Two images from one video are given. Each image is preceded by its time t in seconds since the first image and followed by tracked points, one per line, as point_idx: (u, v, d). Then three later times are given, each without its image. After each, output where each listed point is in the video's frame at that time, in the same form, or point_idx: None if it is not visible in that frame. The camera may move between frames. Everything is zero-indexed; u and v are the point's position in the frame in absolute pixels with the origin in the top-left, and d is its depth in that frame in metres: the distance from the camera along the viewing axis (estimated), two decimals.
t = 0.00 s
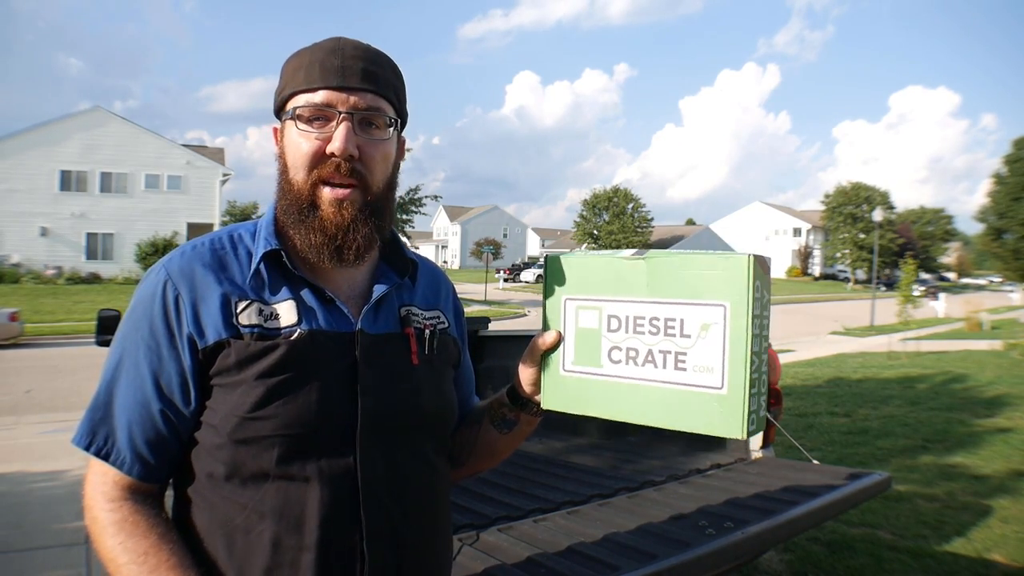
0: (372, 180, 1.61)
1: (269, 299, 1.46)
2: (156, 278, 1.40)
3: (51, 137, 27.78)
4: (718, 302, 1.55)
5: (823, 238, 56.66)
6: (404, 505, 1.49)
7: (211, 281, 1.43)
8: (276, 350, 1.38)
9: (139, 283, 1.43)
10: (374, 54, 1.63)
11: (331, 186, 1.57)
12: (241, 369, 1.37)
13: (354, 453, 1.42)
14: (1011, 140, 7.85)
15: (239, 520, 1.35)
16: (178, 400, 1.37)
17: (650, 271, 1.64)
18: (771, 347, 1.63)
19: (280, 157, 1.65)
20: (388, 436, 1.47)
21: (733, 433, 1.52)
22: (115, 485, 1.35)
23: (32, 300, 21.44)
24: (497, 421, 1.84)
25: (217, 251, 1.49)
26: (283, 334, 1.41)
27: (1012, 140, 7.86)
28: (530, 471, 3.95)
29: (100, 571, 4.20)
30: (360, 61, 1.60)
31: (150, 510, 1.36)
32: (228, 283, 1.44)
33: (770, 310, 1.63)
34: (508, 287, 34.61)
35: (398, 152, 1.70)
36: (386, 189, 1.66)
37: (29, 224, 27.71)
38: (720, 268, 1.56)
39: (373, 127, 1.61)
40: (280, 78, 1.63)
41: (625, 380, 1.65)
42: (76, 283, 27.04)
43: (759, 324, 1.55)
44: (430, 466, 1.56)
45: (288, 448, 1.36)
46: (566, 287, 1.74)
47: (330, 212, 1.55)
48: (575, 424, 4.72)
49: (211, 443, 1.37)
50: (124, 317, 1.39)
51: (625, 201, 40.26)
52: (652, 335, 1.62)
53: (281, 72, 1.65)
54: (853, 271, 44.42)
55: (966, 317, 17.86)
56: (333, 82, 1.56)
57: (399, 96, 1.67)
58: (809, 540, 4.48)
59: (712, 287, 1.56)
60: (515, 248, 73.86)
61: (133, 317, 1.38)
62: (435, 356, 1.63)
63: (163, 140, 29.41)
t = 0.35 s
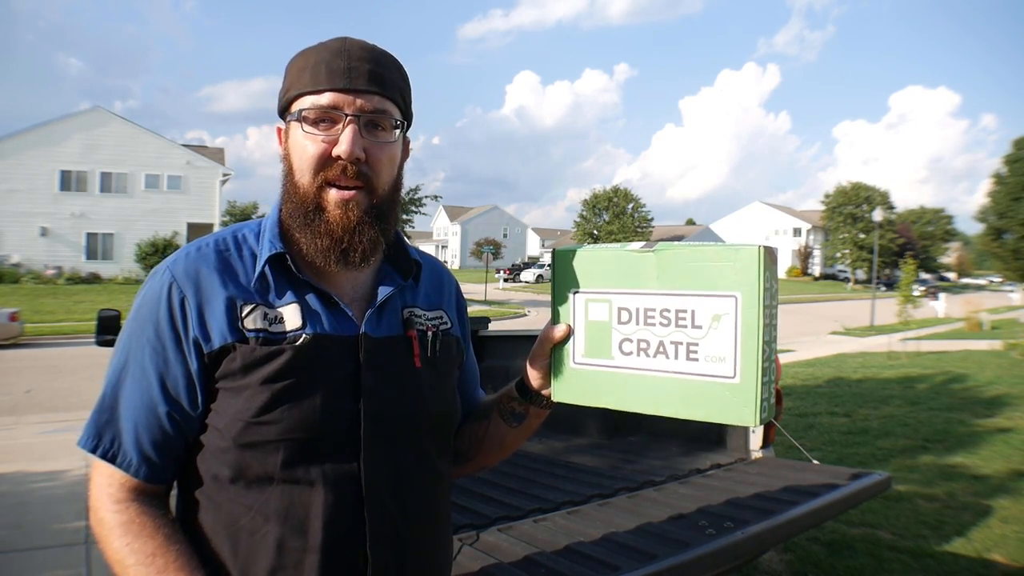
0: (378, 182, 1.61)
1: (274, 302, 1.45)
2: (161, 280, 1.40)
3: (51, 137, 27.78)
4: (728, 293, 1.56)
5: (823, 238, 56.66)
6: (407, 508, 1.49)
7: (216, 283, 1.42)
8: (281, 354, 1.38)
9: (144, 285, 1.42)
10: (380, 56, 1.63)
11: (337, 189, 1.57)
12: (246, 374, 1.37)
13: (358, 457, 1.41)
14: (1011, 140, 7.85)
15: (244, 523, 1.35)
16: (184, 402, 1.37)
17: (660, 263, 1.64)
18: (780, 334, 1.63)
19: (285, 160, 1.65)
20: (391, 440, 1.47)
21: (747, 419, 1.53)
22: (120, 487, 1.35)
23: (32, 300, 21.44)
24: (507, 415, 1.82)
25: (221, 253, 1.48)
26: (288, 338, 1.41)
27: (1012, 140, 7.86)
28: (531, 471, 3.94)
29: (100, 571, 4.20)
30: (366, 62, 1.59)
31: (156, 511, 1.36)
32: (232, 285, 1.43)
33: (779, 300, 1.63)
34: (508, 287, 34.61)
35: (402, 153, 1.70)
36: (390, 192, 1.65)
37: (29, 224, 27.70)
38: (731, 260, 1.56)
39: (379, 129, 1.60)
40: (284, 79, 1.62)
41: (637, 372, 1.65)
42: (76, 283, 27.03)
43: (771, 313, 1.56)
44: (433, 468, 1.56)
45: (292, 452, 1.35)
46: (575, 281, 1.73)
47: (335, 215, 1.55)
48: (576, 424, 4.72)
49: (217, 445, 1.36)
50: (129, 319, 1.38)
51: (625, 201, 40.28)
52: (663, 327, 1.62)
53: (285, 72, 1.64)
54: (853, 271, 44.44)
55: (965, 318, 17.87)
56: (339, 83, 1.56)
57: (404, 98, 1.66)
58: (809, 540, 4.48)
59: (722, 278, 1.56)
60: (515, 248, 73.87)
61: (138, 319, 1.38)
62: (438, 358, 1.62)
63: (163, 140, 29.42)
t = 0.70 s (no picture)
0: (375, 182, 1.61)
1: (277, 301, 1.45)
2: (165, 281, 1.40)
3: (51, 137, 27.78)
4: (719, 259, 1.58)
5: (823, 238, 56.66)
6: (412, 505, 1.49)
7: (219, 283, 1.43)
8: (285, 353, 1.38)
9: (147, 286, 1.42)
10: (375, 57, 1.63)
11: (337, 189, 1.57)
12: (251, 372, 1.37)
13: (362, 453, 1.42)
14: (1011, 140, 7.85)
15: (251, 520, 1.35)
16: (189, 401, 1.37)
17: (649, 239, 1.68)
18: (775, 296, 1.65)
19: (284, 163, 1.65)
20: (395, 436, 1.47)
21: (750, 379, 1.56)
22: (128, 486, 1.35)
23: (32, 300, 21.44)
24: (517, 403, 1.83)
25: (224, 254, 1.49)
26: (291, 337, 1.41)
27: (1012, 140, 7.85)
28: (531, 471, 3.94)
29: (100, 571, 4.20)
30: (361, 63, 1.60)
31: (163, 509, 1.36)
32: (235, 285, 1.44)
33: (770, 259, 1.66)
34: (508, 287, 34.61)
35: (399, 153, 1.70)
36: (388, 190, 1.66)
37: (29, 224, 27.70)
38: (718, 226, 1.59)
39: (375, 128, 1.60)
40: (280, 83, 1.62)
41: (639, 346, 1.69)
42: (76, 283, 27.03)
43: (763, 273, 1.58)
44: (436, 465, 1.56)
45: (297, 449, 1.35)
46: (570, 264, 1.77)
47: (336, 214, 1.55)
48: (576, 424, 4.72)
49: (222, 444, 1.36)
50: (133, 320, 1.38)
51: (625, 201, 40.28)
52: (660, 299, 1.67)
53: (281, 76, 1.64)
54: (853, 270, 44.45)
55: (966, 318, 17.87)
56: (335, 83, 1.56)
57: (400, 98, 1.66)
58: (810, 541, 4.48)
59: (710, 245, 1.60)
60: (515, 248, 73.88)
61: (142, 320, 1.38)
62: (439, 356, 1.63)
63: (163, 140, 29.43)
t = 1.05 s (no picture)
0: (381, 181, 1.61)
1: (283, 297, 1.45)
2: (174, 278, 1.40)
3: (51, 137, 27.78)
4: (678, 212, 1.63)
5: (823, 238, 56.66)
6: (417, 497, 1.49)
7: (227, 280, 1.43)
8: (292, 346, 1.38)
9: (157, 284, 1.42)
10: (379, 62, 1.63)
11: (343, 188, 1.56)
12: (258, 365, 1.37)
13: (367, 445, 1.42)
14: (1011, 140, 7.85)
15: (257, 512, 1.35)
16: (197, 396, 1.37)
17: (604, 214, 1.67)
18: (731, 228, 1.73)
19: (291, 164, 1.65)
20: (400, 428, 1.47)
21: (744, 309, 1.61)
22: (137, 480, 1.35)
23: (32, 300, 21.43)
24: (515, 401, 1.84)
25: (232, 252, 1.49)
26: (297, 331, 1.41)
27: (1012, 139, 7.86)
28: (531, 471, 3.94)
29: (100, 571, 4.20)
30: (366, 67, 1.60)
31: (172, 502, 1.36)
32: (243, 282, 1.44)
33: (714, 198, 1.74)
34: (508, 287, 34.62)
35: (403, 153, 1.70)
36: (393, 189, 1.65)
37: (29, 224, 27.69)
38: (668, 182, 1.63)
39: (380, 129, 1.60)
40: (287, 87, 1.62)
41: (627, 316, 1.68)
42: (76, 283, 27.02)
43: (718, 211, 1.65)
44: (441, 459, 1.56)
45: (304, 441, 1.36)
46: (534, 262, 1.72)
47: (342, 212, 1.54)
48: (576, 424, 4.72)
49: (230, 437, 1.36)
50: (143, 317, 1.38)
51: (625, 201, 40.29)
52: (634, 267, 1.67)
53: (286, 81, 1.64)
54: (853, 270, 44.45)
55: (966, 318, 17.87)
56: (341, 87, 1.56)
57: (404, 101, 1.67)
58: (809, 541, 4.48)
59: (669, 199, 1.63)
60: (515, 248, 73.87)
61: (152, 317, 1.38)
62: (443, 351, 1.62)
63: (163, 140, 29.44)
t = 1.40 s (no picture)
0: (386, 182, 1.61)
1: (288, 294, 1.46)
2: (182, 274, 1.40)
3: (51, 137, 27.77)
4: (646, 192, 1.63)
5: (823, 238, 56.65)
6: (418, 494, 1.49)
7: (233, 276, 1.43)
8: (297, 341, 1.38)
9: (164, 280, 1.42)
10: (386, 67, 1.64)
11: (349, 188, 1.57)
12: (263, 360, 1.37)
13: (370, 440, 1.42)
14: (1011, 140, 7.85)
15: (260, 506, 1.35)
16: (203, 391, 1.37)
17: (575, 202, 1.67)
18: (703, 198, 1.72)
19: (297, 166, 1.64)
20: (402, 424, 1.47)
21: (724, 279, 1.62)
22: (141, 474, 1.34)
23: (32, 300, 21.43)
24: (517, 396, 1.84)
25: (238, 250, 1.49)
26: (303, 327, 1.41)
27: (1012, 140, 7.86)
28: (531, 471, 3.94)
29: (99, 571, 4.19)
30: (372, 71, 1.60)
31: (175, 496, 1.35)
32: (249, 278, 1.44)
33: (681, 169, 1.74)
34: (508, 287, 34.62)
35: (407, 155, 1.70)
36: (397, 190, 1.66)
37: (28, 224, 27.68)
38: (630, 164, 1.63)
39: (385, 132, 1.60)
40: (294, 90, 1.62)
41: (611, 301, 1.69)
42: (76, 283, 27.02)
43: (685, 184, 1.66)
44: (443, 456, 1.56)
45: (308, 435, 1.36)
46: (513, 258, 1.72)
47: (348, 211, 1.54)
48: (577, 424, 4.72)
49: (234, 431, 1.36)
50: (150, 313, 1.38)
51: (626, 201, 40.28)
52: (611, 251, 1.67)
53: (293, 84, 1.64)
54: (853, 270, 44.44)
55: (966, 318, 17.86)
56: (348, 90, 1.56)
57: (409, 106, 1.67)
58: (809, 541, 4.48)
59: (636, 180, 1.63)
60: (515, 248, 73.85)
61: (159, 312, 1.38)
62: (445, 350, 1.62)
63: (163, 140, 29.44)
